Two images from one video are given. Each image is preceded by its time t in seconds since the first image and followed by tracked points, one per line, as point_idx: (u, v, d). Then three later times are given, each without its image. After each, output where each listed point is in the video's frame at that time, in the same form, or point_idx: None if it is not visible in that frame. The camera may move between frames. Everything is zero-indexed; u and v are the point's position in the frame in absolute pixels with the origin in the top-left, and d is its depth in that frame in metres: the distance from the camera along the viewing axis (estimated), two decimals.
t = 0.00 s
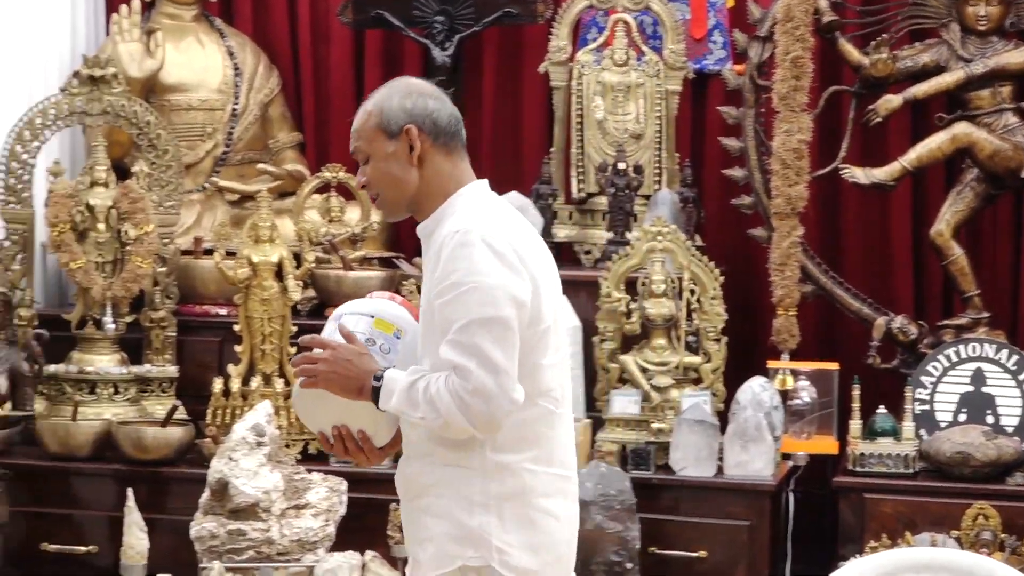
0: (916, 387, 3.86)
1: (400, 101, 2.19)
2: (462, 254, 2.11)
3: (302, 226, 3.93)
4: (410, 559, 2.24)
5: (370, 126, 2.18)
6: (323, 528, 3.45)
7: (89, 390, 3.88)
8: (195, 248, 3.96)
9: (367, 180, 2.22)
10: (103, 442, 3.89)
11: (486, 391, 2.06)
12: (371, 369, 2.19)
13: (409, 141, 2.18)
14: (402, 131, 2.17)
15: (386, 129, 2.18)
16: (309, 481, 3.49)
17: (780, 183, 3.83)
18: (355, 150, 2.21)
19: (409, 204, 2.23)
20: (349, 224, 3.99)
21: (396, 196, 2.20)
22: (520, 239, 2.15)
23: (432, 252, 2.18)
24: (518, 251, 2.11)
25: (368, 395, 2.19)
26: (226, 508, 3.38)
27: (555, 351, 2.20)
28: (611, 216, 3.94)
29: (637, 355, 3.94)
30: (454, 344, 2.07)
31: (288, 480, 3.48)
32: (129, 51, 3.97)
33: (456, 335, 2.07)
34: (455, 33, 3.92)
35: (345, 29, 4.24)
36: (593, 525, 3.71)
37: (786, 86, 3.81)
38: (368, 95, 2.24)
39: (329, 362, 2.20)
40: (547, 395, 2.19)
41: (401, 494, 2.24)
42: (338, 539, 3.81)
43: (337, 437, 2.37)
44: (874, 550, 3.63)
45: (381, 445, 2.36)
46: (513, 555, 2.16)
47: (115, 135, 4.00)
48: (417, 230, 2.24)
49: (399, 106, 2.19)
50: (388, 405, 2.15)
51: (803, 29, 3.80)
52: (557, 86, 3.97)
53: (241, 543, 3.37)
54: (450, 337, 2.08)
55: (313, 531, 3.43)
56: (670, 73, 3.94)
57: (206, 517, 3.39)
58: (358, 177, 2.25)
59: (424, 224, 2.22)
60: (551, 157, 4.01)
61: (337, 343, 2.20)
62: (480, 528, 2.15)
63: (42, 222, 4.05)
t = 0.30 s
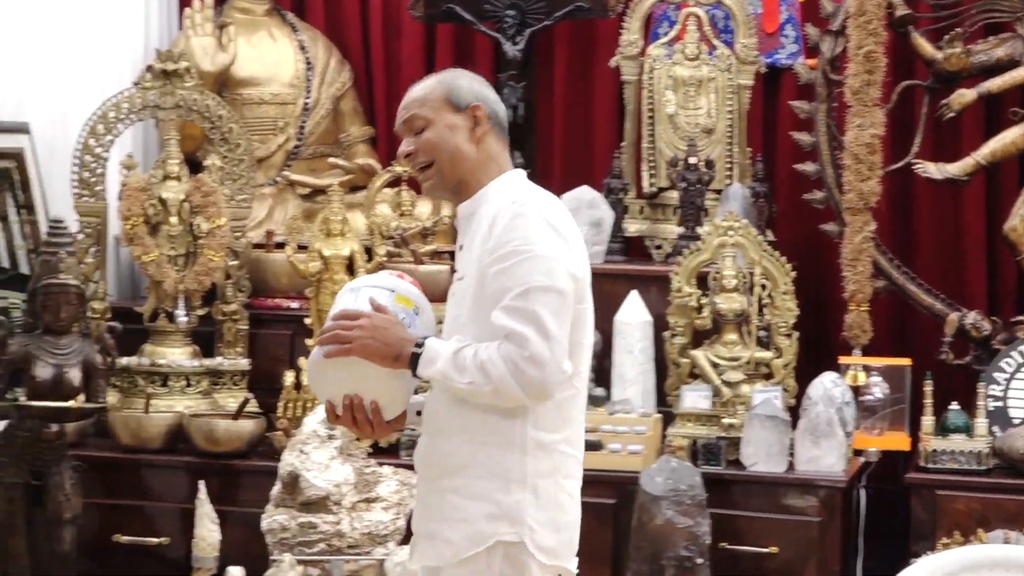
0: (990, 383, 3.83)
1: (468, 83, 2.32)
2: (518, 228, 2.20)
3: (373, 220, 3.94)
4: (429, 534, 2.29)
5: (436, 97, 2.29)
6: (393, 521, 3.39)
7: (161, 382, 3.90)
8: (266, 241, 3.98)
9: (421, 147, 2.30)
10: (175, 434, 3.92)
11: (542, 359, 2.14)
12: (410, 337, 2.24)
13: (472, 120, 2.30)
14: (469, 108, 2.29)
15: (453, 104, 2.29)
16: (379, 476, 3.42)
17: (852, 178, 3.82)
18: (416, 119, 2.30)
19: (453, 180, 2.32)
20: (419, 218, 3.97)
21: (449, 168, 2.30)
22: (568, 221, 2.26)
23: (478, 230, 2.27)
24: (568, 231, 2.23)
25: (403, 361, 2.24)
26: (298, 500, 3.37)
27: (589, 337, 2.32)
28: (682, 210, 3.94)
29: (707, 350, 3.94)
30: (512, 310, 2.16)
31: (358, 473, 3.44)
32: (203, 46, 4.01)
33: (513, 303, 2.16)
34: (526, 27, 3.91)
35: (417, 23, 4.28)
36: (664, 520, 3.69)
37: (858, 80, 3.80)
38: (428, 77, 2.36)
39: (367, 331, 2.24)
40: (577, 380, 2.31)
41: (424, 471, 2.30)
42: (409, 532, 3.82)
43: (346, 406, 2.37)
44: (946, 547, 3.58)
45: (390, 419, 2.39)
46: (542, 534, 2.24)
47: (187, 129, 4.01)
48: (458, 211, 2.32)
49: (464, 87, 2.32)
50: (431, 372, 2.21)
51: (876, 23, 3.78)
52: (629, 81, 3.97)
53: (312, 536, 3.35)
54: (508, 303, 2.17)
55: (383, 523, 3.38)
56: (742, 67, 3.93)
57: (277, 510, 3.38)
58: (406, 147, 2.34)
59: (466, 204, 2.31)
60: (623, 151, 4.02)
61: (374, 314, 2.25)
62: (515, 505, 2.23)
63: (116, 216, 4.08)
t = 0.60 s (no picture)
0: None
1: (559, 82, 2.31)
2: (586, 216, 2.21)
3: (461, 214, 3.94)
4: (489, 521, 2.28)
5: (529, 87, 2.27)
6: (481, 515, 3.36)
7: (250, 375, 3.93)
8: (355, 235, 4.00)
9: (499, 126, 2.27)
10: (264, 426, 3.94)
11: (614, 343, 2.14)
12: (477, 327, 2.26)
13: (554, 118, 2.29)
14: (556, 106, 2.28)
15: (543, 97, 2.28)
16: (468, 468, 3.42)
17: (943, 172, 3.79)
18: (505, 97, 2.26)
19: (517, 167, 2.30)
20: (507, 211, 3.97)
21: (520, 156, 2.28)
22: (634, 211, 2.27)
23: (544, 219, 2.27)
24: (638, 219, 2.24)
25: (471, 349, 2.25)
26: (385, 493, 3.37)
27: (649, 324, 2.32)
28: (771, 205, 3.94)
29: (795, 345, 3.93)
30: (584, 295, 2.16)
31: (447, 467, 3.43)
32: (292, 39, 4.05)
33: (584, 288, 2.16)
34: (615, 21, 3.90)
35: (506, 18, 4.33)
36: (751, 516, 3.67)
37: (949, 74, 3.77)
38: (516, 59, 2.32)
39: (433, 322, 2.28)
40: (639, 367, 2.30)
41: (485, 458, 2.30)
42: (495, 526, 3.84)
43: (410, 403, 2.36)
44: None
45: (453, 413, 2.38)
46: (604, 518, 2.21)
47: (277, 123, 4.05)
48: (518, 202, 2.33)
49: (553, 86, 2.31)
50: (499, 358, 2.20)
51: (968, 16, 3.73)
52: (718, 74, 3.99)
53: (400, 528, 3.32)
54: (579, 288, 2.16)
55: (471, 517, 3.34)
56: (831, 61, 3.94)
57: (365, 502, 3.38)
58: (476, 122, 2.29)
59: (528, 193, 2.31)
60: (712, 145, 4.04)
61: (437, 306, 2.28)
62: (575, 489, 2.21)
63: (206, 209, 4.12)
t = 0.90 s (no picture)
0: None
1: (605, 89, 2.31)
2: (619, 224, 2.21)
3: (530, 215, 3.95)
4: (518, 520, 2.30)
5: (576, 92, 2.27)
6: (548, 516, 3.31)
7: (319, 374, 3.94)
8: (424, 235, 4.01)
9: (541, 128, 2.27)
10: (333, 426, 3.96)
11: (643, 353, 2.14)
12: (514, 334, 2.26)
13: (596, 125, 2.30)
14: (599, 112, 2.28)
15: (588, 101, 2.28)
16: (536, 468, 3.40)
17: (1014, 173, 3.76)
18: (551, 99, 2.27)
19: (554, 170, 2.31)
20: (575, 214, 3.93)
21: (559, 159, 2.28)
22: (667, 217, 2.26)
23: (580, 224, 2.28)
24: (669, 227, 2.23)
25: (506, 357, 2.26)
26: (454, 493, 3.35)
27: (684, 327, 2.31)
28: (841, 206, 3.96)
29: (865, 346, 3.92)
30: (615, 304, 2.16)
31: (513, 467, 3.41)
32: (363, 40, 4.14)
33: (614, 297, 2.16)
34: (684, 22, 3.89)
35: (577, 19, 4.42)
36: (820, 518, 3.61)
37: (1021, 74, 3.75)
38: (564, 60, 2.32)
39: (470, 328, 2.28)
40: (674, 372, 2.29)
41: (518, 458, 2.31)
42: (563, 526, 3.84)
43: (450, 406, 2.38)
44: None
45: (494, 415, 2.38)
46: (632, 524, 2.21)
47: (347, 123, 4.06)
48: (555, 204, 2.34)
49: (599, 92, 2.31)
50: (531, 365, 2.22)
51: None
52: (788, 75, 4.04)
53: (467, 528, 3.33)
54: (610, 297, 2.17)
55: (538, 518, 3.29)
56: (903, 62, 3.97)
57: (433, 502, 3.37)
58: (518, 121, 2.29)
59: (566, 197, 2.32)
60: (782, 146, 4.08)
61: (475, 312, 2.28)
62: (602, 494, 2.21)
63: (275, 210, 4.14)
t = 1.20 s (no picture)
0: None
1: (635, 93, 2.23)
2: (615, 239, 2.15)
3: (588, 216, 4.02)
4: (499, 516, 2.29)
5: (602, 98, 2.19)
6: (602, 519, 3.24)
7: (376, 376, 3.97)
8: (480, 237, 4.03)
9: (563, 132, 2.21)
10: (391, 427, 3.97)
11: (616, 381, 2.09)
12: (503, 330, 2.22)
13: (621, 131, 2.23)
14: (626, 120, 2.22)
15: (616, 108, 2.21)
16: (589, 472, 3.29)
17: None
18: (577, 103, 2.20)
19: (573, 174, 2.25)
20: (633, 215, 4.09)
21: (580, 164, 2.23)
22: (671, 239, 2.19)
23: (582, 230, 2.22)
24: (669, 253, 2.16)
25: (493, 353, 2.22)
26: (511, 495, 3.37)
27: (677, 346, 2.25)
28: (900, 209, 3.99)
29: (924, 349, 3.90)
30: (595, 325, 2.11)
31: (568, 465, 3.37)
32: (421, 42, 4.24)
33: (596, 316, 2.11)
34: (743, 23, 4.12)
35: (635, 21, 4.74)
36: (876, 521, 3.51)
37: None
38: (595, 58, 2.23)
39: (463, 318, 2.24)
40: (661, 386, 2.23)
41: (501, 454, 2.29)
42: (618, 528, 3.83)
43: (447, 388, 2.31)
44: None
45: (490, 398, 2.31)
46: (603, 529, 2.18)
47: (405, 125, 4.14)
48: (566, 204, 2.28)
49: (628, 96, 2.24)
50: (511, 369, 2.19)
51: None
52: (846, 77, 4.15)
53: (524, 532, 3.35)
54: (591, 316, 2.12)
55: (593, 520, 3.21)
56: (961, 64, 4.08)
57: (489, 504, 3.37)
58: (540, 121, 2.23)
59: (577, 199, 2.27)
60: (841, 150, 4.16)
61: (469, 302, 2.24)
62: (573, 499, 2.18)
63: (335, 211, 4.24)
